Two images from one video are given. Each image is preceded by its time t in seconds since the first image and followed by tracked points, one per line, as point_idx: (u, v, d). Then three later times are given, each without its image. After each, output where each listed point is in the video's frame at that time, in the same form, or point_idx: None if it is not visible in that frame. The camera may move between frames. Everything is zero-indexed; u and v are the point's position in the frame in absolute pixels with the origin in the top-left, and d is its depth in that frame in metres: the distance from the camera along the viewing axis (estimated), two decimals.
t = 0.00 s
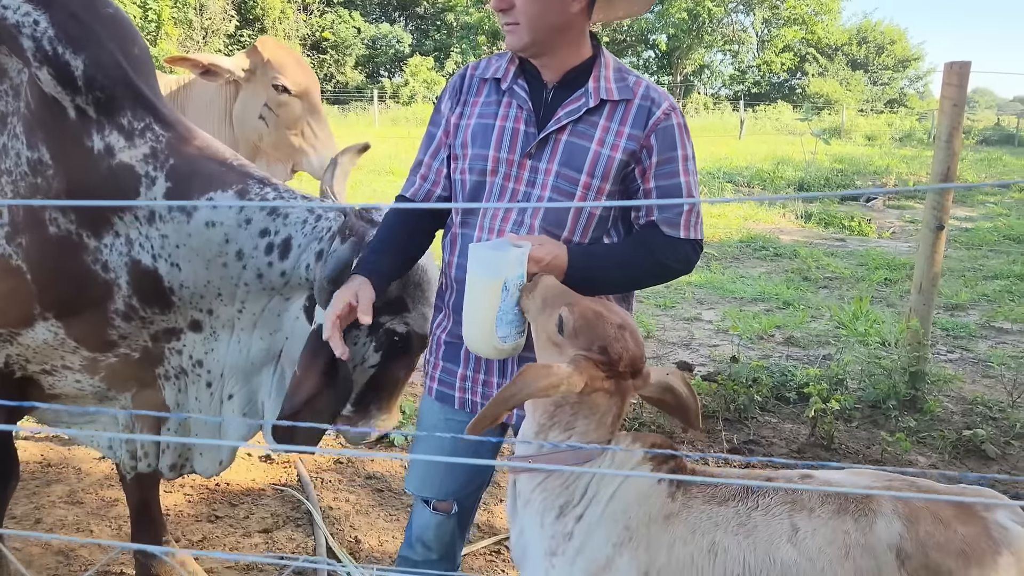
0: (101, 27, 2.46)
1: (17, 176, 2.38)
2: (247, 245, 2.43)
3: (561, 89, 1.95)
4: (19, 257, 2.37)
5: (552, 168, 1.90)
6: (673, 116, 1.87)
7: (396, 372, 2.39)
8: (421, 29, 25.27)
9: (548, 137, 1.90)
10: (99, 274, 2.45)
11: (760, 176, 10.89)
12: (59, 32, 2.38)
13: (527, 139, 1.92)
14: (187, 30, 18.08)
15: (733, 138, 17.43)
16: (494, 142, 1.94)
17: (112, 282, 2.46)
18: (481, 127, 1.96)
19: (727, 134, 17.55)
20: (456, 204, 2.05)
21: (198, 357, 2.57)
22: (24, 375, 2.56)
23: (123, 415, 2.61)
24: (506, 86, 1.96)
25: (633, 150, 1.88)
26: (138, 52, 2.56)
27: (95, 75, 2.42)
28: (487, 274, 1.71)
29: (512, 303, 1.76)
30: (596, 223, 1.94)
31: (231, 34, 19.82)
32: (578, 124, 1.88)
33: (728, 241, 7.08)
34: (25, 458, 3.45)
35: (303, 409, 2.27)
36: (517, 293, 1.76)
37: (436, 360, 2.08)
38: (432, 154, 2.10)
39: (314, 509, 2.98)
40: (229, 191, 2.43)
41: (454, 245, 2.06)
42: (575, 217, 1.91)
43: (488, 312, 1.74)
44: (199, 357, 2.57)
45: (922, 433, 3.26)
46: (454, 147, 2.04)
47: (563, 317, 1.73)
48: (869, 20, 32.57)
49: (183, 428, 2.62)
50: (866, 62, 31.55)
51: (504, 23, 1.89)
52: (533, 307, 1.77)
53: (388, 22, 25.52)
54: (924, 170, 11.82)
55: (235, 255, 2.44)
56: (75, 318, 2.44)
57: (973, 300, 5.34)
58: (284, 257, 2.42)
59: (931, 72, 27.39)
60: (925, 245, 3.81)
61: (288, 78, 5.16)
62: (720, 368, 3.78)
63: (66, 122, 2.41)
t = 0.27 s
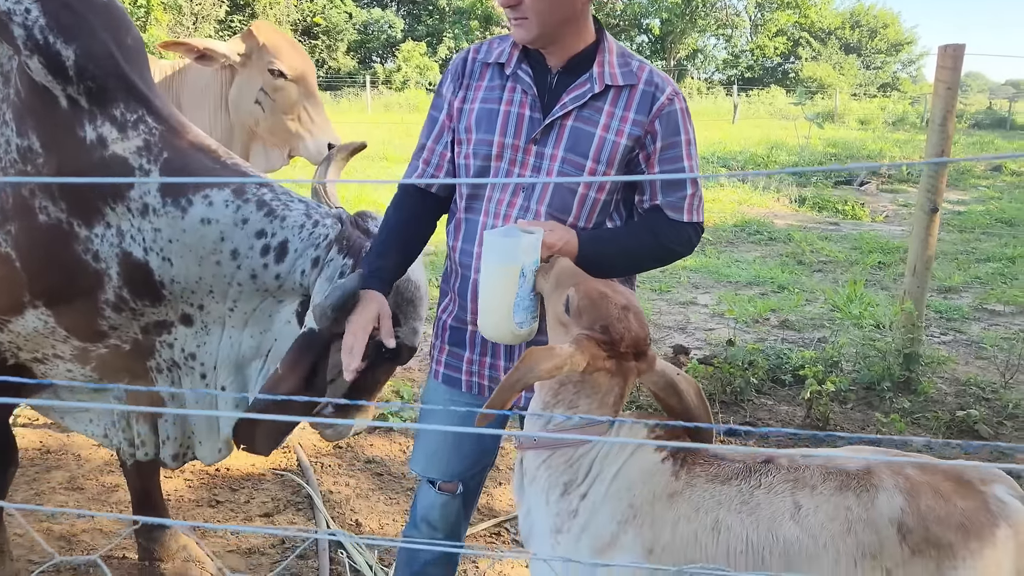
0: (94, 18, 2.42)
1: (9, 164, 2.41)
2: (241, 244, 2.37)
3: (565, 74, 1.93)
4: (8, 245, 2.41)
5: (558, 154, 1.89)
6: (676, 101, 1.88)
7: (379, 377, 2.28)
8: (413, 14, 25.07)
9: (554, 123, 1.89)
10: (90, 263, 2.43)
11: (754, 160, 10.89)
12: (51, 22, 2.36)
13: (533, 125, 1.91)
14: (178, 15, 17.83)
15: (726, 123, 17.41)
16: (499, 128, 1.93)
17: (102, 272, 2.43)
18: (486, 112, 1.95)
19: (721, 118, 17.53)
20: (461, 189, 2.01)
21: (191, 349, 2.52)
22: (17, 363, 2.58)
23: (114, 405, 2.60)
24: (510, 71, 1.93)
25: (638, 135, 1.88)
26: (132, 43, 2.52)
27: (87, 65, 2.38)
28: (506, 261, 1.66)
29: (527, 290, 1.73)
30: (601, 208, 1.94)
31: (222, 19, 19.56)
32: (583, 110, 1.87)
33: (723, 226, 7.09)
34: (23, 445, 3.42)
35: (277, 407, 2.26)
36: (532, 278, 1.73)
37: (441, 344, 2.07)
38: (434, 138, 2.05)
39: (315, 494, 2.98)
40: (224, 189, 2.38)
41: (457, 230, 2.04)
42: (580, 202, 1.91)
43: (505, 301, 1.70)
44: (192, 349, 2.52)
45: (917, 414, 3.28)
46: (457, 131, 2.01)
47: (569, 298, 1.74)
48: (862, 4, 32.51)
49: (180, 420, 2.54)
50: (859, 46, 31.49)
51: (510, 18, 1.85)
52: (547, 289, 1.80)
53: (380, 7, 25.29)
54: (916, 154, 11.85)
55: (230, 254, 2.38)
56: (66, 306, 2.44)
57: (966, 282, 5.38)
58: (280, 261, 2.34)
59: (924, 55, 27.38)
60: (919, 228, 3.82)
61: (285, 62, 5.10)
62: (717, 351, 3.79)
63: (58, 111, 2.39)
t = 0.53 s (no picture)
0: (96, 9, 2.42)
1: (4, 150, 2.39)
2: (243, 237, 2.41)
3: (565, 57, 1.94)
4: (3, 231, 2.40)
5: (557, 135, 1.89)
6: (675, 84, 1.89)
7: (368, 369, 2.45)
8: None
9: (554, 104, 1.89)
10: (85, 251, 2.42)
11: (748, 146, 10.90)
12: (52, 11, 2.35)
13: (533, 106, 1.91)
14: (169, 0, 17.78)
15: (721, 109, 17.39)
16: (499, 108, 1.93)
17: (97, 259, 2.43)
18: (486, 93, 1.95)
19: (715, 105, 17.51)
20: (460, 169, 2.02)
21: (186, 338, 2.53)
22: (12, 346, 2.58)
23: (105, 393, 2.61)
24: (510, 52, 1.94)
25: (638, 118, 1.88)
26: (132, 33, 2.54)
27: (88, 54, 2.38)
28: (510, 243, 1.70)
29: (530, 271, 1.76)
30: (598, 190, 1.94)
31: (214, 5, 19.43)
32: (583, 92, 1.87)
33: (718, 211, 7.11)
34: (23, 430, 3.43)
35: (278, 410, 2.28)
36: (535, 260, 1.76)
37: (441, 322, 2.09)
38: (437, 119, 2.08)
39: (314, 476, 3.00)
40: (228, 182, 2.42)
41: (458, 210, 2.05)
42: (579, 183, 1.91)
43: (507, 280, 1.73)
44: (187, 338, 2.53)
45: (910, 394, 3.33)
46: (458, 112, 2.02)
47: (573, 279, 1.78)
48: None
49: (166, 410, 2.58)
50: (854, 32, 31.37)
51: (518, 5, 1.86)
52: (551, 268, 1.82)
53: None
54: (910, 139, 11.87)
55: (231, 247, 2.41)
56: (61, 292, 2.44)
57: (960, 266, 5.42)
58: (282, 255, 2.41)
59: (918, 41, 27.35)
60: (913, 211, 3.84)
61: (281, 47, 5.06)
62: (713, 334, 3.81)
63: (56, 98, 2.39)
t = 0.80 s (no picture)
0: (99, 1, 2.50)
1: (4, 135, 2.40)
2: (245, 223, 2.48)
3: (554, 36, 1.99)
4: (4, 214, 2.41)
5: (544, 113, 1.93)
6: (661, 65, 1.92)
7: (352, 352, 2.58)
8: None
9: (541, 83, 1.94)
10: (85, 234, 2.48)
11: (745, 133, 10.91)
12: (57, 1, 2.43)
13: (520, 85, 1.96)
14: None
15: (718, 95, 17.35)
16: (488, 87, 1.99)
17: (97, 243, 2.49)
18: (475, 73, 2.01)
19: (713, 91, 17.46)
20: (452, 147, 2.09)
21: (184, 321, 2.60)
22: (13, 329, 2.59)
23: (105, 373, 2.69)
24: (500, 32, 1.99)
25: (624, 97, 1.93)
26: (133, 22, 2.62)
27: (90, 42, 2.46)
28: (501, 221, 1.72)
29: (522, 248, 1.79)
30: (585, 167, 1.99)
31: None
32: (570, 70, 1.92)
33: (713, 197, 7.14)
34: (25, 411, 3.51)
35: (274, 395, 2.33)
36: (525, 236, 1.79)
37: (434, 296, 2.16)
38: (429, 98, 2.14)
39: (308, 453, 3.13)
40: (231, 170, 2.50)
41: (450, 186, 2.12)
42: (566, 160, 1.96)
43: (501, 259, 1.76)
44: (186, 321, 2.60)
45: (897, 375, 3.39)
46: (450, 92, 2.09)
47: (559, 258, 1.81)
48: None
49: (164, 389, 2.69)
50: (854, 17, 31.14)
51: None
52: (541, 250, 1.86)
53: None
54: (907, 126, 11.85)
55: (232, 233, 2.49)
56: (62, 273, 2.50)
57: (951, 251, 5.45)
58: (283, 243, 2.48)
59: (918, 26, 27.16)
60: (902, 195, 3.89)
61: (276, 33, 5.12)
62: (704, 318, 3.87)
63: (58, 84, 2.45)
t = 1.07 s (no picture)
0: None
1: (9, 119, 2.46)
2: (244, 217, 2.63)
3: (543, 20, 2.05)
4: (5, 196, 2.45)
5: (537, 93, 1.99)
6: (647, 41, 1.99)
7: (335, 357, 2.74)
8: None
9: (533, 66, 2.01)
10: (87, 218, 2.57)
11: (744, 121, 10.90)
12: None
13: (514, 69, 2.04)
14: None
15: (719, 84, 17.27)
16: (482, 72, 2.06)
17: (98, 227, 2.59)
18: (471, 59, 2.08)
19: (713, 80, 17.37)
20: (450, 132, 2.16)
21: (182, 305, 2.73)
22: (15, 307, 2.68)
23: (105, 351, 2.79)
24: (491, 19, 2.06)
25: (612, 75, 1.99)
26: (135, 16, 2.73)
27: (96, 35, 2.56)
28: (491, 195, 1.80)
29: (508, 221, 1.86)
30: (578, 144, 2.06)
31: None
32: (560, 52, 1.99)
33: (708, 184, 7.16)
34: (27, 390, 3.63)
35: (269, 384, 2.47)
36: (513, 211, 1.86)
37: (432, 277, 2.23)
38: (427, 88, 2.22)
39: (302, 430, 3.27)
40: (232, 165, 2.63)
41: (450, 170, 2.19)
42: (559, 139, 2.02)
43: (488, 232, 1.83)
44: (183, 304, 2.73)
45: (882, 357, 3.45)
46: (447, 80, 2.16)
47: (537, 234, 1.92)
48: None
49: (166, 367, 2.82)
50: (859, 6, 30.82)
51: None
52: (524, 230, 1.95)
53: None
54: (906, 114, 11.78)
55: (232, 227, 2.63)
56: (63, 254, 2.58)
57: (941, 237, 5.47)
58: (280, 239, 2.66)
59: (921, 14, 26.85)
60: (888, 181, 3.95)
61: (270, 20, 5.23)
62: (694, 302, 3.92)
63: (64, 73, 2.54)
